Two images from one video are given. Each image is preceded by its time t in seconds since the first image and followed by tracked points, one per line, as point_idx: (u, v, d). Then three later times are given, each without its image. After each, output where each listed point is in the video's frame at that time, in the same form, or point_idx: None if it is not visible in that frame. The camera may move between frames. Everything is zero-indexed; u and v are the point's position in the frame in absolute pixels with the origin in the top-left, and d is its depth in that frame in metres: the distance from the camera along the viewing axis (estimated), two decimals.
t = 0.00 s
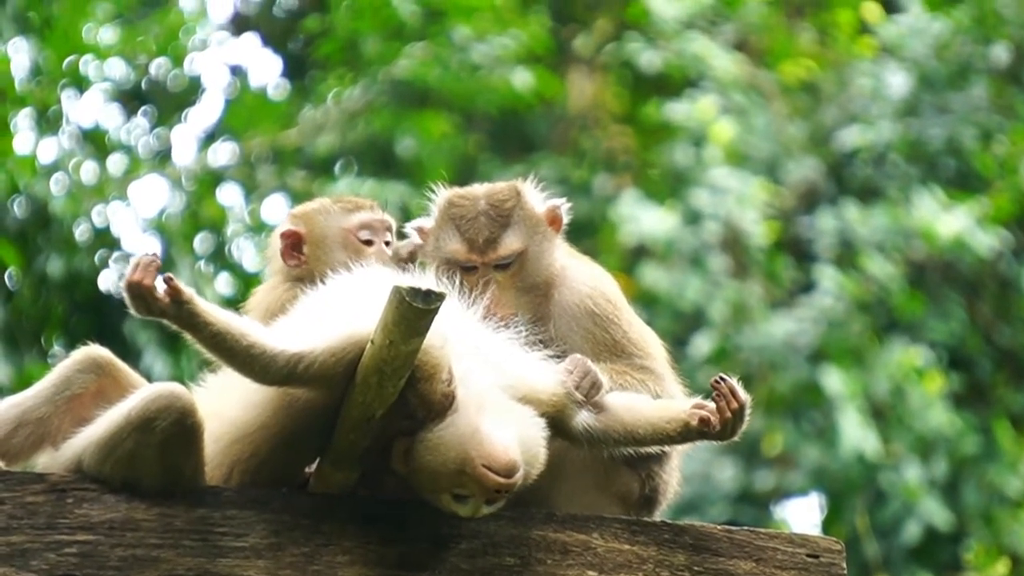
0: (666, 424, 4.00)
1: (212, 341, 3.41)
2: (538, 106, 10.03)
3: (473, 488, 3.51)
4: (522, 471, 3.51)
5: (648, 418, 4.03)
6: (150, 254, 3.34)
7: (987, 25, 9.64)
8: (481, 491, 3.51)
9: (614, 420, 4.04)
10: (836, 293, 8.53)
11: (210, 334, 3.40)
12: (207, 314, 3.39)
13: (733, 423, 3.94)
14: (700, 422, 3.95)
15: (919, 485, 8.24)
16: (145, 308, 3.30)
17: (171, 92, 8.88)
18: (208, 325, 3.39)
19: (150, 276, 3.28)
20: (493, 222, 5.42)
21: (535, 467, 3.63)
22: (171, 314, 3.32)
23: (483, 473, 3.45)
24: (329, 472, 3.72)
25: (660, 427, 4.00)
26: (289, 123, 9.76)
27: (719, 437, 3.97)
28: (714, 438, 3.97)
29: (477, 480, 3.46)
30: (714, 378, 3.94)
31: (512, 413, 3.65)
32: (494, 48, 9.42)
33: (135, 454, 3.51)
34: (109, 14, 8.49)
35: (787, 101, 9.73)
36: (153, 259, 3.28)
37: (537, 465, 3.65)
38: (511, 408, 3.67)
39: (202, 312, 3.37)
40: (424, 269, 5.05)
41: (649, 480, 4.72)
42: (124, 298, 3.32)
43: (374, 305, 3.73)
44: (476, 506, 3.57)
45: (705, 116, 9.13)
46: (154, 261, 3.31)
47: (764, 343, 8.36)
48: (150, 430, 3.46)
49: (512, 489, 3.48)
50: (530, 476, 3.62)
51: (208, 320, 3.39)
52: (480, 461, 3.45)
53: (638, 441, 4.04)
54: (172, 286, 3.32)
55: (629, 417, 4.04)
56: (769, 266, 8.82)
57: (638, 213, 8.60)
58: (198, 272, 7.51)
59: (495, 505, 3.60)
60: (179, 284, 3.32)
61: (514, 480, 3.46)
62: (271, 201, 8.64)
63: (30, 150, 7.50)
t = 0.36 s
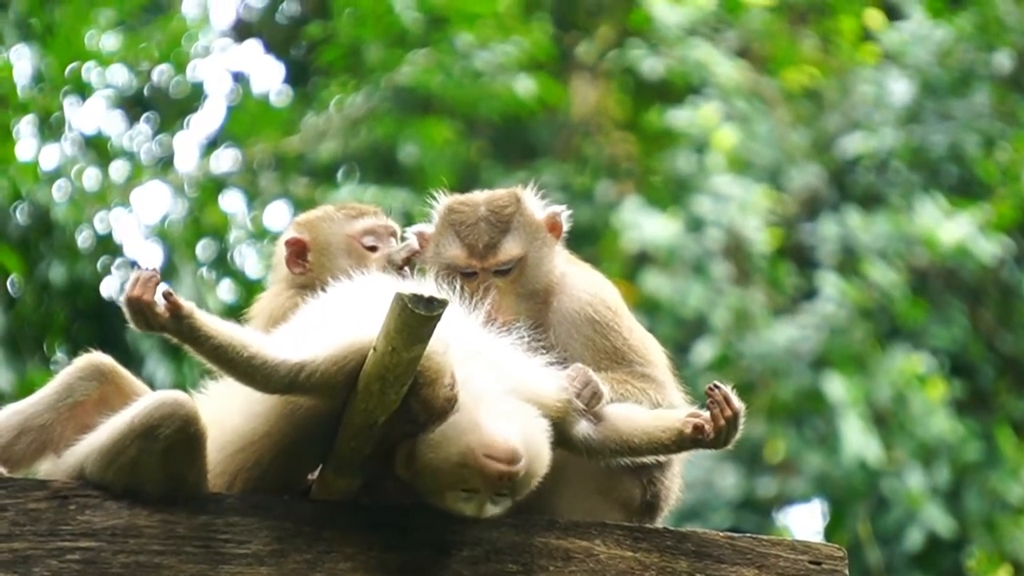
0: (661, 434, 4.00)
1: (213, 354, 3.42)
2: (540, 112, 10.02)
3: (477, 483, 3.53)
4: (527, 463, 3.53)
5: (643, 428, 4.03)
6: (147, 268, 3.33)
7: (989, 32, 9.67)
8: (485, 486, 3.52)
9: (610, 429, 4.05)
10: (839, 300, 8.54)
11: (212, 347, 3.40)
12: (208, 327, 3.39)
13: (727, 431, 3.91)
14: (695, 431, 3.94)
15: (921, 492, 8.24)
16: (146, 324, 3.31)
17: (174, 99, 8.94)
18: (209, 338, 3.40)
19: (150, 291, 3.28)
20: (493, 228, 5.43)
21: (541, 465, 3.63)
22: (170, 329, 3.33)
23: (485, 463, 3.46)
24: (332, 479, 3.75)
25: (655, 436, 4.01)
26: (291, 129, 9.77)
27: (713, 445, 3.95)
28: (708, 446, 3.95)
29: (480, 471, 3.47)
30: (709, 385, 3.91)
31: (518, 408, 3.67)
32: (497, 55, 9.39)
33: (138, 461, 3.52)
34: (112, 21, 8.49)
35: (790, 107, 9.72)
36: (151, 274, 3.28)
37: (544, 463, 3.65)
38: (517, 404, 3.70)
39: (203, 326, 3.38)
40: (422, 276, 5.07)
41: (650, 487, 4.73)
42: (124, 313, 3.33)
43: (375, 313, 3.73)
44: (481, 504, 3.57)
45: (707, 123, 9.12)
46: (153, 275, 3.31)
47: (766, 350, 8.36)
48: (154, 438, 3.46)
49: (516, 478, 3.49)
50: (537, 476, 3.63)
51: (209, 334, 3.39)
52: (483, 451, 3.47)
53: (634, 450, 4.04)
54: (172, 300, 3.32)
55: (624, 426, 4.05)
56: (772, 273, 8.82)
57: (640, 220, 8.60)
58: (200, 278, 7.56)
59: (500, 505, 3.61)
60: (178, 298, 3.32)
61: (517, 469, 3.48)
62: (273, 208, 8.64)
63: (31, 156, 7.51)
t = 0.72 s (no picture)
0: (643, 430, 4.00)
1: (208, 377, 3.45)
2: (542, 118, 10.02)
3: (464, 444, 3.54)
4: (508, 414, 3.52)
5: (623, 427, 4.03)
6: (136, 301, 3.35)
7: (992, 37, 9.67)
8: (470, 444, 3.54)
9: (597, 429, 4.05)
10: (841, 304, 8.54)
11: (205, 371, 3.43)
12: (200, 354, 3.41)
13: (710, 424, 3.88)
14: (677, 422, 3.94)
15: (924, 496, 8.24)
16: (136, 355, 3.32)
17: (176, 104, 8.94)
18: (204, 363, 3.42)
19: (139, 326, 3.29)
20: (494, 234, 5.42)
21: (538, 429, 3.60)
22: (161, 359, 3.35)
23: (460, 412, 3.51)
24: (336, 484, 3.80)
25: (637, 433, 4.01)
26: (294, 134, 9.78)
27: (698, 438, 3.94)
28: (693, 440, 3.95)
29: (457, 424, 3.51)
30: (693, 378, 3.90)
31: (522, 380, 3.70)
32: (499, 60, 9.40)
33: (141, 467, 3.56)
34: (114, 26, 8.50)
35: (792, 112, 9.72)
36: (139, 308, 3.30)
37: (539, 428, 3.62)
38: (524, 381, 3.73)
39: (195, 352, 3.40)
40: (421, 278, 5.04)
41: (653, 492, 4.73)
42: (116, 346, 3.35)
43: (376, 318, 3.74)
44: (475, 468, 3.55)
45: (710, 128, 9.12)
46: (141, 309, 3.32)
47: (768, 354, 8.37)
48: (157, 444, 3.52)
49: (493, 425, 3.50)
50: (534, 439, 3.59)
51: (203, 359, 3.42)
52: (457, 403, 3.53)
53: (619, 450, 4.03)
54: (160, 333, 3.34)
55: (607, 427, 4.04)
56: (774, 277, 8.82)
57: (642, 224, 8.60)
58: (203, 284, 7.55)
59: (499, 472, 3.56)
60: (167, 330, 3.34)
61: (489, 411, 3.50)
62: (276, 213, 8.61)
63: (33, 162, 7.50)
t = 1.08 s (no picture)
0: (651, 430, 4.00)
1: (191, 397, 3.50)
2: (541, 118, 10.01)
3: (453, 434, 3.57)
4: (489, 397, 3.57)
5: (632, 426, 4.03)
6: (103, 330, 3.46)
7: (989, 37, 9.64)
8: (456, 432, 3.57)
9: (602, 431, 4.05)
10: (839, 305, 8.52)
11: (188, 391, 3.49)
12: (180, 373, 3.47)
13: (711, 416, 3.91)
14: (680, 420, 3.94)
15: (921, 497, 8.24)
16: (110, 383, 3.42)
17: (174, 104, 8.90)
18: (183, 383, 3.48)
19: (108, 354, 3.40)
20: (488, 229, 5.49)
21: (523, 414, 3.65)
22: (136, 383, 3.42)
23: (441, 400, 3.56)
24: (334, 484, 3.80)
25: (644, 433, 4.00)
26: (292, 135, 9.78)
27: (702, 431, 3.95)
28: (697, 434, 3.95)
29: (440, 412, 3.55)
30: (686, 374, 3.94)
31: (505, 369, 3.76)
32: (497, 61, 9.42)
33: (139, 468, 3.59)
34: (112, 25, 8.50)
35: (790, 113, 9.72)
36: (107, 337, 3.41)
37: (525, 412, 3.66)
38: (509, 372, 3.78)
39: (173, 372, 3.46)
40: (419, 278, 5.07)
41: (650, 490, 4.73)
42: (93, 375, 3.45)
43: (370, 319, 3.76)
44: (465, 457, 3.56)
45: (708, 128, 9.10)
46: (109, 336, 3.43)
47: (766, 355, 8.37)
48: (155, 445, 3.54)
49: (473, 409, 3.54)
50: (520, 424, 3.62)
51: (182, 378, 3.47)
52: (437, 393, 3.57)
53: (627, 451, 4.03)
54: (133, 357, 3.42)
55: (613, 428, 4.04)
56: (772, 278, 8.82)
57: (640, 225, 8.61)
58: (200, 285, 7.66)
59: (490, 458, 3.57)
60: (138, 355, 3.42)
61: (468, 397, 3.54)
62: (273, 214, 8.61)
63: (31, 162, 7.50)
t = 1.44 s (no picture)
0: (663, 446, 3.99)
1: (182, 381, 3.54)
2: (537, 114, 10.01)
3: (454, 439, 3.58)
4: (490, 404, 3.59)
5: (645, 437, 4.01)
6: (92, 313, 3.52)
7: (985, 33, 9.65)
8: (457, 437, 3.58)
9: (612, 431, 4.02)
10: (836, 301, 8.51)
11: (177, 375, 3.53)
12: (167, 358, 3.52)
13: (722, 448, 3.97)
14: (693, 448, 3.97)
15: (918, 493, 8.25)
16: (98, 365, 3.46)
17: (171, 100, 8.98)
18: (172, 368, 3.52)
19: (95, 336, 3.45)
20: (498, 224, 5.45)
21: (524, 417, 3.67)
22: (123, 366, 3.48)
23: (443, 407, 3.56)
24: (329, 480, 3.81)
25: (658, 448, 4.00)
26: (288, 131, 9.78)
27: (713, 459, 3.99)
28: (707, 462, 3.99)
29: (442, 419, 3.56)
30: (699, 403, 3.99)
31: (503, 371, 3.77)
32: (493, 57, 9.42)
33: (135, 464, 3.61)
34: (108, 22, 8.51)
35: (787, 109, 9.72)
36: (94, 318, 3.46)
37: (526, 416, 3.68)
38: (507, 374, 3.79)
39: (161, 357, 3.51)
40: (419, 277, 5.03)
41: (647, 487, 4.70)
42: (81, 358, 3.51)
43: (367, 314, 3.77)
44: (466, 463, 3.59)
45: (704, 125, 9.09)
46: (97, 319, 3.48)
47: (762, 351, 8.37)
48: (151, 441, 3.56)
49: (475, 417, 3.56)
50: (520, 428, 3.65)
51: (172, 364, 3.52)
52: (438, 400, 3.58)
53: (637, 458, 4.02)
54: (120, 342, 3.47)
55: (625, 432, 4.02)
56: (769, 274, 8.82)
57: (637, 221, 8.61)
58: (197, 280, 7.63)
59: (491, 464, 3.60)
60: (126, 338, 3.47)
61: (471, 404, 3.55)
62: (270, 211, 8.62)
63: (28, 159, 7.47)
